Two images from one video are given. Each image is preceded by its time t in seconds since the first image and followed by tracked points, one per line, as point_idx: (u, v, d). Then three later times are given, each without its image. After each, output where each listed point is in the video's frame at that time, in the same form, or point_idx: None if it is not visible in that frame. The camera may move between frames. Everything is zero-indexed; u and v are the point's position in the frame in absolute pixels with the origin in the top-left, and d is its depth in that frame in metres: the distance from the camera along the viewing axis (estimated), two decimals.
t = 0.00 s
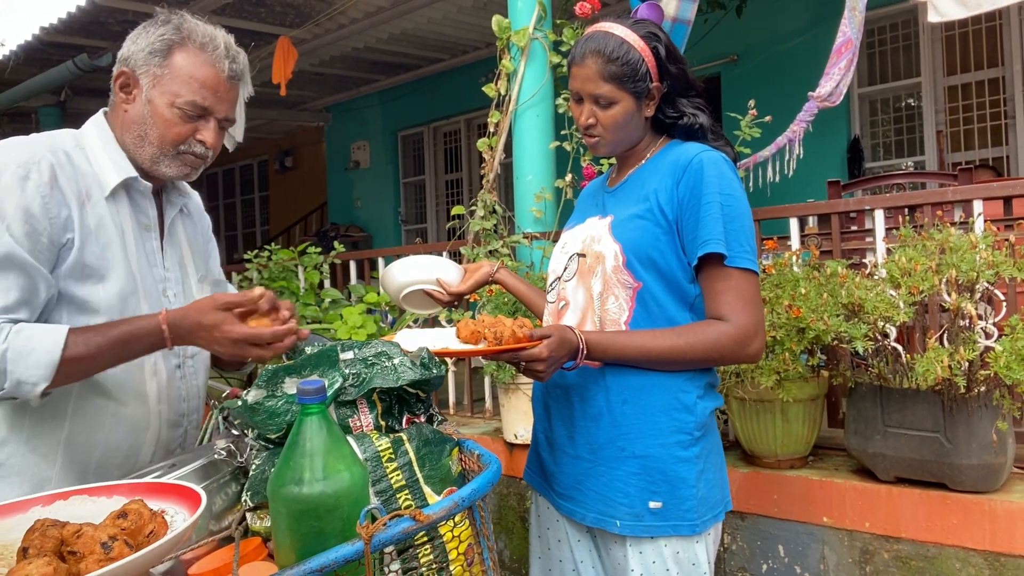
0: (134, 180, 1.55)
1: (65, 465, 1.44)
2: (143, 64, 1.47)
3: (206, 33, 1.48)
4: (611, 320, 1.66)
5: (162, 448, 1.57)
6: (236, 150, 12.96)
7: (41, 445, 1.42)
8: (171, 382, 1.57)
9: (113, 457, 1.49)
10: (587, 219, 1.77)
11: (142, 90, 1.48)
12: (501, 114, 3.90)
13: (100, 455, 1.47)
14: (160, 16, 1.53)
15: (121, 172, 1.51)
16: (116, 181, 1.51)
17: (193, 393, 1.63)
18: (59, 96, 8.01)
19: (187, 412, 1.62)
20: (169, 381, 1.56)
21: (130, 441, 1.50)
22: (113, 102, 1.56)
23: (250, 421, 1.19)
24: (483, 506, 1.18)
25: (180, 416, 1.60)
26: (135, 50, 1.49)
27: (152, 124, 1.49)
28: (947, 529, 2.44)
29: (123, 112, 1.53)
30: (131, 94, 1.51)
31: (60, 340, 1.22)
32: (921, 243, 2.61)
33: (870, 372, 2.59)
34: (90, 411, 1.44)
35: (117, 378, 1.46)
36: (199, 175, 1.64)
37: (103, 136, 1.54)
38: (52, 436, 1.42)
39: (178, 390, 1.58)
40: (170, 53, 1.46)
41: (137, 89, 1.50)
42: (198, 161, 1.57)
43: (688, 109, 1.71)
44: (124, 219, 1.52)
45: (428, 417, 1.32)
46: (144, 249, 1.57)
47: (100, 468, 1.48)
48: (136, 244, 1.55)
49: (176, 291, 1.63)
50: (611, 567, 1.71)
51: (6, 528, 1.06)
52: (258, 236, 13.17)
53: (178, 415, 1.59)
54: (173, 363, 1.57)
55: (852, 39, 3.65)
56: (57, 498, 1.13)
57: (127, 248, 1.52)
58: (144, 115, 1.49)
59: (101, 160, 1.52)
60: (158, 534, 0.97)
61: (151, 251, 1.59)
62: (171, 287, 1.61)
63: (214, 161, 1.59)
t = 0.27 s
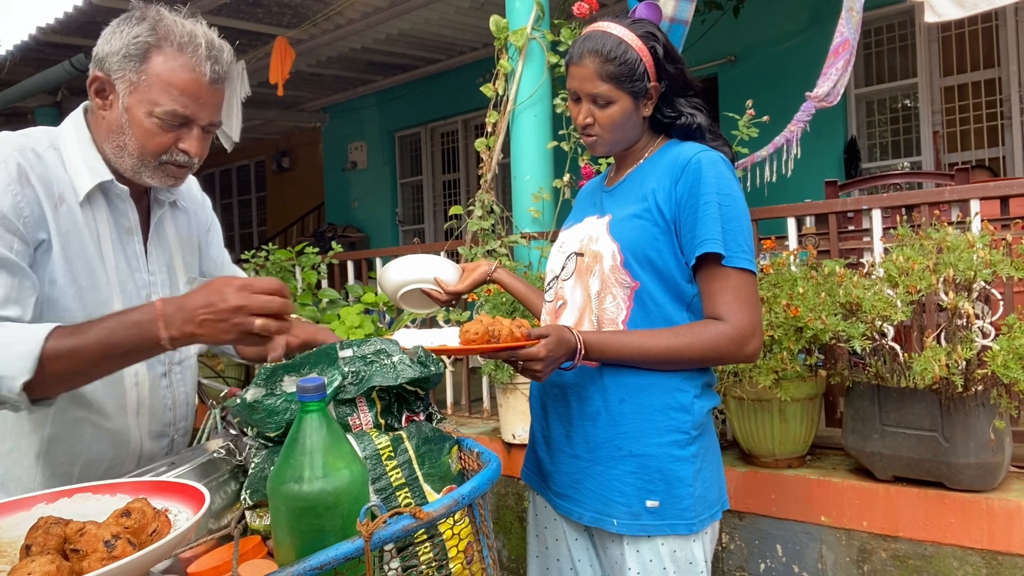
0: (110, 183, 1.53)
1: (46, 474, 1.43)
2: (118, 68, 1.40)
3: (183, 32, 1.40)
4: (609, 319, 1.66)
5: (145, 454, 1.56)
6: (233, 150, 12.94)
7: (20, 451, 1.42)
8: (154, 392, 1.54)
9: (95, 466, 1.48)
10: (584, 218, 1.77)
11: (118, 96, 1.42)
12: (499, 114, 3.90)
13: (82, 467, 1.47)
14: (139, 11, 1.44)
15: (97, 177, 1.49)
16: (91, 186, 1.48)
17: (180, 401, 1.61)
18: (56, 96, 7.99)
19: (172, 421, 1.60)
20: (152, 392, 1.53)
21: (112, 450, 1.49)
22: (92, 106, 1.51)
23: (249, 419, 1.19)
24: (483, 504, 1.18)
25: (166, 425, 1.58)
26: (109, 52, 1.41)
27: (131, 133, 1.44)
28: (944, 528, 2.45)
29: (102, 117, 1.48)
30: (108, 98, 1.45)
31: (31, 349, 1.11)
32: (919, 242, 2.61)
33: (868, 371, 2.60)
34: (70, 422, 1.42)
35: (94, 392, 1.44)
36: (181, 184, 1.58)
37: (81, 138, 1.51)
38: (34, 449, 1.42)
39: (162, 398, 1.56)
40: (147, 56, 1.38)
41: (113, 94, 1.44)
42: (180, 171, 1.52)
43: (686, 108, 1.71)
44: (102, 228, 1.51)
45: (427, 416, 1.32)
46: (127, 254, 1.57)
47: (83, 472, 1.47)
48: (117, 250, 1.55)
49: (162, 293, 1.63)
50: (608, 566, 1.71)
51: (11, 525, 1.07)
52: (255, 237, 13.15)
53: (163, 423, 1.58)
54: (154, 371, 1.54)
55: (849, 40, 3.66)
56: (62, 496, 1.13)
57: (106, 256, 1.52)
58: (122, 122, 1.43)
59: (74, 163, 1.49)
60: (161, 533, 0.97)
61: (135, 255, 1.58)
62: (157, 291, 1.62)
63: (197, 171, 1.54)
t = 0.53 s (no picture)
0: (114, 201, 1.53)
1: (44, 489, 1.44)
2: (124, 94, 1.36)
3: (198, 60, 1.35)
4: (608, 322, 1.66)
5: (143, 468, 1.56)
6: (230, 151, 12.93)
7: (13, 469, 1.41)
8: (152, 408, 1.55)
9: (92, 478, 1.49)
10: (582, 221, 1.77)
11: (124, 123, 1.39)
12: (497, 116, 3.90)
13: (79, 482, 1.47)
14: (151, 29, 1.39)
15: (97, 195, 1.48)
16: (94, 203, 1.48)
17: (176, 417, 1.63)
18: (53, 96, 7.98)
19: (170, 434, 1.61)
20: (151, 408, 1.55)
21: (109, 464, 1.50)
22: (96, 126, 1.48)
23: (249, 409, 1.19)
24: (483, 507, 1.17)
25: (163, 438, 1.59)
26: (114, 76, 1.37)
27: (136, 160, 1.42)
28: (943, 529, 2.45)
29: (107, 138, 1.45)
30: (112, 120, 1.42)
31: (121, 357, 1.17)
32: (917, 243, 2.62)
33: (866, 373, 2.60)
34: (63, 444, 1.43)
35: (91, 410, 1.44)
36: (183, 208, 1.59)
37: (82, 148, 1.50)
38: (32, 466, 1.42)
39: (161, 412, 1.57)
40: (156, 85, 1.34)
41: (118, 118, 1.41)
42: (184, 197, 1.52)
43: (683, 111, 1.71)
44: (104, 241, 1.51)
45: (425, 418, 1.32)
46: (125, 267, 1.57)
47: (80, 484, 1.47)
48: (115, 263, 1.55)
49: (159, 303, 1.64)
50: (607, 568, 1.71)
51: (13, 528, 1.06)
52: (253, 237, 13.13)
53: (161, 437, 1.58)
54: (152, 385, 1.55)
55: (847, 41, 3.66)
56: (61, 497, 1.13)
57: (106, 269, 1.52)
58: (128, 148, 1.41)
59: (77, 175, 1.48)
60: (161, 534, 0.97)
61: (133, 266, 1.59)
62: (155, 303, 1.63)
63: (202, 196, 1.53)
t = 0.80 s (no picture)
0: (113, 211, 1.50)
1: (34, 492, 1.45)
2: (127, 115, 1.33)
3: (204, 86, 1.32)
4: (607, 324, 1.66)
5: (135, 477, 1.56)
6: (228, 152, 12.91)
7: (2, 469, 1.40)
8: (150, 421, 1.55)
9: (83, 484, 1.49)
10: (580, 223, 1.77)
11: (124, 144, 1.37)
12: (496, 116, 3.90)
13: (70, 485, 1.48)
14: (159, 48, 1.35)
15: (97, 202, 1.46)
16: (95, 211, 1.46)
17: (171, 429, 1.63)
18: (51, 97, 7.97)
19: (165, 444, 1.62)
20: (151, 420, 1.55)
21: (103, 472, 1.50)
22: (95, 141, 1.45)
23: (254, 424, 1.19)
24: (483, 509, 1.17)
25: (158, 448, 1.60)
26: (116, 96, 1.34)
27: (134, 181, 1.42)
28: (942, 530, 2.45)
29: (108, 155, 1.42)
30: (112, 140, 1.40)
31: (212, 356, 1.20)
32: (916, 244, 2.62)
33: (865, 373, 2.60)
34: (56, 451, 1.43)
35: (88, 419, 1.45)
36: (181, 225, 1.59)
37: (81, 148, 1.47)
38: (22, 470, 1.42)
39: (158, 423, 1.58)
40: (159, 112, 1.31)
41: (118, 137, 1.39)
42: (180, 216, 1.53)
43: (681, 112, 1.71)
44: (105, 251, 1.51)
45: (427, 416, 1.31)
46: (125, 274, 1.57)
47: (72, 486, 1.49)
48: (115, 271, 1.55)
49: (157, 309, 1.65)
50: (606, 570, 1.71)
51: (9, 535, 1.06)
52: (251, 238, 13.10)
53: (154, 447, 1.59)
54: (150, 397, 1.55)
55: (846, 42, 3.66)
56: (56, 501, 1.13)
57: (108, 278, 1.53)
58: (127, 169, 1.40)
59: (77, 179, 1.45)
60: (157, 536, 0.97)
61: (133, 274, 1.59)
62: (154, 310, 1.64)
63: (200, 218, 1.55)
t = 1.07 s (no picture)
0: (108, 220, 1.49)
1: (30, 503, 1.45)
2: (125, 134, 1.32)
3: (204, 107, 1.30)
4: (605, 327, 1.65)
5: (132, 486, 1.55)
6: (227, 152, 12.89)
7: None
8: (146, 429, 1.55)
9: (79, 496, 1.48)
10: (579, 225, 1.76)
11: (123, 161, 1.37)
12: (495, 117, 3.90)
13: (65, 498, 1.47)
14: (161, 65, 1.33)
15: (92, 212, 1.45)
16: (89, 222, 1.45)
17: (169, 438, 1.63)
18: (49, 97, 7.96)
19: (162, 453, 1.61)
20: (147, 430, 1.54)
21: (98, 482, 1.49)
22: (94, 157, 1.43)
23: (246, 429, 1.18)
24: (482, 513, 1.16)
25: (156, 457, 1.59)
26: (115, 114, 1.32)
27: (132, 198, 1.41)
28: (942, 532, 2.44)
29: (107, 170, 1.41)
30: (110, 156, 1.39)
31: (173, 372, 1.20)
32: (916, 246, 2.62)
33: (865, 375, 2.59)
34: (53, 462, 1.42)
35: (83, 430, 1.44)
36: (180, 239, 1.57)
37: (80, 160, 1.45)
38: (16, 482, 1.41)
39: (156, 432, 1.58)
40: (159, 133, 1.30)
41: (116, 153, 1.37)
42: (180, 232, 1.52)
43: (680, 114, 1.70)
44: (102, 261, 1.51)
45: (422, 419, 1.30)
46: (122, 285, 1.57)
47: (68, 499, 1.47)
48: (113, 282, 1.55)
49: (156, 319, 1.64)
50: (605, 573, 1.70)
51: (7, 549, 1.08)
52: (250, 238, 13.08)
53: (152, 457, 1.58)
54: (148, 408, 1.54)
55: (846, 43, 3.65)
56: (51, 515, 1.14)
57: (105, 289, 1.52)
58: (124, 187, 1.39)
59: (73, 190, 1.44)
60: (154, 553, 0.99)
61: (130, 284, 1.58)
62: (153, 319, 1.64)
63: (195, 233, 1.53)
